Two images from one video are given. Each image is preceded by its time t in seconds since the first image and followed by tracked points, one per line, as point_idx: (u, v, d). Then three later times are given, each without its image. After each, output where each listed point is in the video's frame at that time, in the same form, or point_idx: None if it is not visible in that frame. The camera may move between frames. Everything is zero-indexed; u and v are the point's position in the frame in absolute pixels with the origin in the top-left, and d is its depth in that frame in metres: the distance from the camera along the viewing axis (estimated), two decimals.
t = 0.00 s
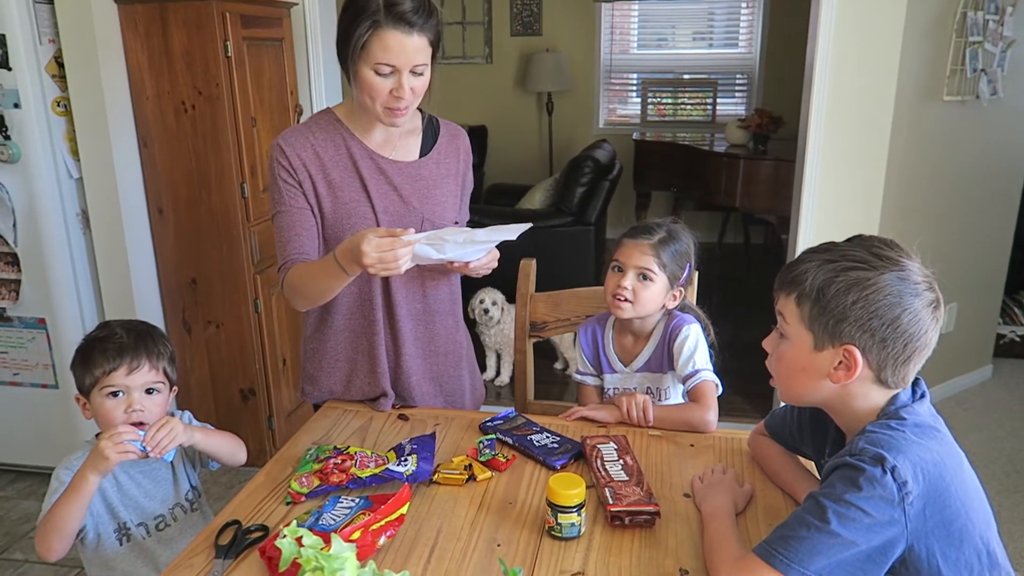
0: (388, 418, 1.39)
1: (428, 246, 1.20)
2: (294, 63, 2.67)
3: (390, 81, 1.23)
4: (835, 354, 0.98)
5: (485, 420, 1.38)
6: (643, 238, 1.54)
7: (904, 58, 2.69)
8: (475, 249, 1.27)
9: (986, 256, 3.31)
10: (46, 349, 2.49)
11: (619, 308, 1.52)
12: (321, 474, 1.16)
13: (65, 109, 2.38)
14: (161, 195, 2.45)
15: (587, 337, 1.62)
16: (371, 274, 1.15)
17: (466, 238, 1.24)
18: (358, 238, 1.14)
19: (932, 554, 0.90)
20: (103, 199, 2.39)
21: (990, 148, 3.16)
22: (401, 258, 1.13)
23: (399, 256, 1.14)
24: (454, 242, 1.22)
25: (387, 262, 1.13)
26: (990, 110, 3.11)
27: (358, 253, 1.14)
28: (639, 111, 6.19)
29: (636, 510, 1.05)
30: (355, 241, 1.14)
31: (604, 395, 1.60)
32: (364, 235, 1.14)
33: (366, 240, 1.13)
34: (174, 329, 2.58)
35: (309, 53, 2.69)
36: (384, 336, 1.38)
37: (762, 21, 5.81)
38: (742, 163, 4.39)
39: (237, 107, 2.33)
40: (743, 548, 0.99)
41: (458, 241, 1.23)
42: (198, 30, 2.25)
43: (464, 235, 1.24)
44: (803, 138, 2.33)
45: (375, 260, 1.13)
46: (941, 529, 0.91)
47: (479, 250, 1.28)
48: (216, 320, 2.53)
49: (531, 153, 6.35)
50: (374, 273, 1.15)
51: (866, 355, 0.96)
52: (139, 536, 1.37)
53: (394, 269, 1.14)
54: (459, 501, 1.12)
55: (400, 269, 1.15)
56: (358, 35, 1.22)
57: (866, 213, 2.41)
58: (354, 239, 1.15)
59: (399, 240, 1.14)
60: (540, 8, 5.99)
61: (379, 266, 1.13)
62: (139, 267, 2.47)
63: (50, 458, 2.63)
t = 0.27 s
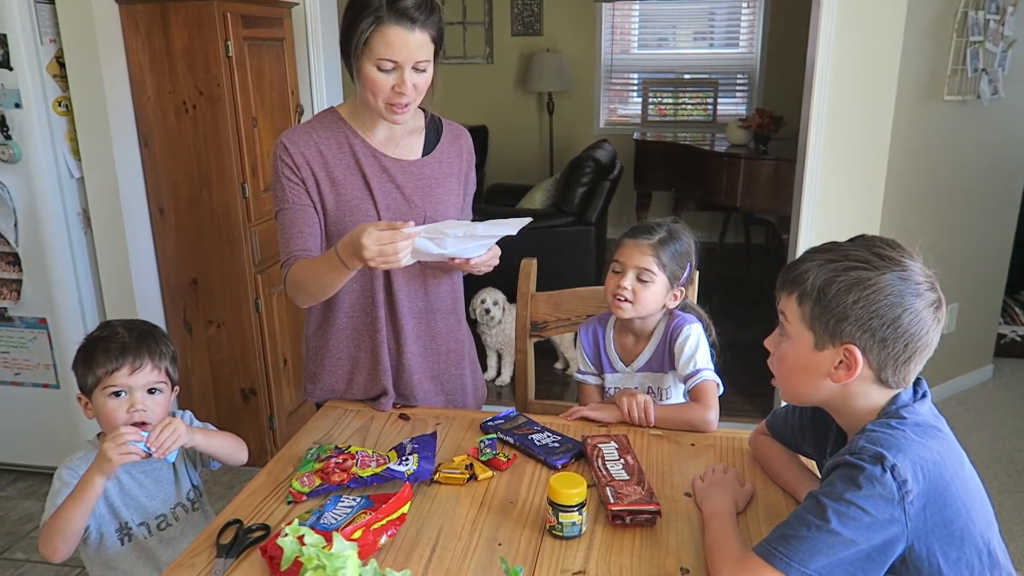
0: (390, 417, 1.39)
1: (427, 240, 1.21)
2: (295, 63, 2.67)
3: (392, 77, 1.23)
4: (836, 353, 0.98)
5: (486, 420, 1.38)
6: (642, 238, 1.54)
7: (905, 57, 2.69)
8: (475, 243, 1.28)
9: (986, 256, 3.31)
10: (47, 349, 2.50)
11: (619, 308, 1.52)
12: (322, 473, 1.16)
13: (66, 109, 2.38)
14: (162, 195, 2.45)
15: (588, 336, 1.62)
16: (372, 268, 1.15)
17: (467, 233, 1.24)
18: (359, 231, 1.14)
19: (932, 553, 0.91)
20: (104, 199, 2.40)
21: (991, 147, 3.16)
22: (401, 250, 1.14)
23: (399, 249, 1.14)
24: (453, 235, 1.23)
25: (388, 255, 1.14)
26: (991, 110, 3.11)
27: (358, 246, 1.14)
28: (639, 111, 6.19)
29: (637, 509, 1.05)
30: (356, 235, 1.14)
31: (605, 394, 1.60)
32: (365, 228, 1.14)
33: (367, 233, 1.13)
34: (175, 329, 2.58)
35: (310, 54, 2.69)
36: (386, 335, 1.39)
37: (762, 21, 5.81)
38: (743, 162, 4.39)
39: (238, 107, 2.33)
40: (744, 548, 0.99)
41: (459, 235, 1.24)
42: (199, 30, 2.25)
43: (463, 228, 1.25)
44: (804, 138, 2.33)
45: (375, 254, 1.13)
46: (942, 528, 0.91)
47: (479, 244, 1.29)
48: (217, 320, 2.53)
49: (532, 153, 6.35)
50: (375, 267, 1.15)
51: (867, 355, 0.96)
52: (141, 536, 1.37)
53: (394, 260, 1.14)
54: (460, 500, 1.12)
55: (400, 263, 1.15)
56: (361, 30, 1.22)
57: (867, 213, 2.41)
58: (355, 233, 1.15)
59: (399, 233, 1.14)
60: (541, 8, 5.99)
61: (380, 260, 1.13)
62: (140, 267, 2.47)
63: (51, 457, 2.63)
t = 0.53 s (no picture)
0: (392, 417, 1.40)
1: (432, 238, 1.21)
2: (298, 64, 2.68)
3: (394, 74, 1.23)
4: (840, 353, 0.98)
5: (488, 419, 1.38)
6: (643, 239, 1.54)
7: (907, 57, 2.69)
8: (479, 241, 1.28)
9: (988, 256, 3.31)
10: (49, 348, 2.50)
11: (618, 308, 1.53)
12: (325, 472, 1.16)
13: (68, 109, 2.38)
14: (164, 195, 2.45)
15: (590, 336, 1.62)
16: (376, 266, 1.15)
17: (470, 230, 1.25)
18: (363, 230, 1.14)
19: (936, 553, 0.91)
20: (107, 198, 2.40)
21: (993, 147, 3.16)
22: (406, 248, 1.14)
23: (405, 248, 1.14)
24: (457, 233, 1.23)
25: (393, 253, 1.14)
26: (993, 110, 3.10)
27: (363, 245, 1.14)
28: (641, 111, 6.19)
29: (640, 509, 1.05)
30: (360, 233, 1.14)
31: (608, 394, 1.60)
32: (369, 226, 1.14)
33: (371, 231, 1.13)
34: (177, 328, 2.58)
35: (312, 54, 2.69)
36: (389, 334, 1.39)
37: (764, 21, 5.81)
38: (745, 162, 4.39)
39: (241, 107, 2.33)
40: (746, 547, 0.99)
41: (463, 233, 1.24)
42: (202, 30, 2.25)
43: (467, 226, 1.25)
44: (807, 138, 2.33)
45: (379, 252, 1.13)
46: (945, 528, 0.91)
47: (483, 242, 1.29)
48: (219, 319, 2.53)
49: (533, 152, 6.35)
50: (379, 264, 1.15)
51: (872, 355, 0.96)
52: (144, 535, 1.37)
53: (400, 260, 1.14)
54: (462, 499, 1.13)
55: (405, 261, 1.15)
56: (365, 24, 1.22)
57: (869, 212, 2.41)
58: (359, 232, 1.15)
59: (404, 232, 1.14)
60: (542, 8, 5.99)
61: (385, 257, 1.13)
62: (142, 266, 2.47)
63: (54, 457, 2.63)
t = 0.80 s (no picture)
0: (393, 417, 1.40)
1: (434, 237, 1.21)
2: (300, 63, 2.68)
3: (408, 77, 1.24)
4: (841, 354, 0.98)
5: (489, 419, 1.38)
6: (644, 240, 1.54)
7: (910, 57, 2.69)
8: (481, 240, 1.28)
9: (990, 257, 3.30)
10: (51, 347, 2.50)
11: (619, 309, 1.52)
12: (325, 472, 1.16)
13: (70, 108, 2.39)
14: (166, 194, 2.45)
15: (592, 336, 1.62)
16: (379, 265, 1.15)
17: (473, 229, 1.24)
18: (365, 228, 1.14)
19: (936, 555, 0.90)
20: (109, 197, 2.40)
21: (996, 148, 3.15)
22: (409, 247, 1.14)
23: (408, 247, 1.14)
24: (459, 232, 1.23)
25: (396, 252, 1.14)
26: (996, 110, 3.10)
27: (365, 243, 1.14)
28: (643, 111, 6.18)
29: (641, 509, 1.05)
30: (362, 231, 1.14)
31: (609, 394, 1.60)
32: (371, 225, 1.14)
33: (374, 230, 1.13)
34: (179, 327, 2.58)
35: (314, 54, 2.69)
36: (390, 334, 1.39)
37: (766, 21, 5.81)
38: (747, 162, 4.39)
39: (243, 106, 2.33)
40: (747, 548, 0.99)
41: (465, 232, 1.24)
42: (205, 30, 2.25)
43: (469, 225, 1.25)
44: (809, 138, 2.32)
45: (382, 251, 1.13)
46: (946, 530, 0.91)
47: (485, 241, 1.29)
48: (221, 318, 2.53)
49: (535, 152, 6.35)
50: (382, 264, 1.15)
51: (873, 356, 0.96)
52: (145, 533, 1.37)
53: (402, 260, 1.14)
54: (463, 499, 1.13)
55: (408, 260, 1.15)
56: (375, 33, 1.21)
57: (871, 213, 2.40)
58: (361, 231, 1.15)
59: (406, 230, 1.14)
60: (545, 8, 5.99)
61: (389, 256, 1.14)
62: (144, 265, 2.48)
63: (55, 455, 2.64)
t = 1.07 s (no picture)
0: (390, 417, 1.39)
1: (431, 237, 1.21)
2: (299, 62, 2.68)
3: (405, 77, 1.23)
4: (840, 355, 0.97)
5: (487, 419, 1.37)
6: (643, 241, 1.53)
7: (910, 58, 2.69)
8: (479, 240, 1.28)
9: (990, 257, 3.30)
10: (49, 346, 2.50)
11: (617, 310, 1.52)
12: (322, 472, 1.16)
13: (69, 107, 2.38)
14: (164, 193, 2.45)
15: (590, 337, 1.61)
16: (377, 264, 1.15)
17: (471, 229, 1.24)
18: (363, 228, 1.13)
19: (935, 557, 0.90)
20: (107, 196, 2.39)
21: (995, 149, 3.15)
22: (407, 246, 1.13)
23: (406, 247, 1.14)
24: (457, 232, 1.23)
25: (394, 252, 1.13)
26: (995, 111, 3.10)
27: (363, 243, 1.13)
28: (643, 111, 6.18)
29: (639, 510, 1.05)
30: (360, 230, 1.14)
31: (607, 395, 1.60)
32: (369, 224, 1.13)
33: (371, 230, 1.12)
34: (177, 327, 2.58)
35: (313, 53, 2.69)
36: (388, 334, 1.38)
37: (766, 21, 5.81)
38: (746, 163, 4.38)
39: (241, 105, 2.33)
40: (745, 549, 0.98)
41: (463, 232, 1.24)
42: (203, 28, 2.25)
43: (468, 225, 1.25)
44: (809, 138, 2.32)
45: (380, 250, 1.13)
46: (946, 531, 0.90)
47: (483, 241, 1.29)
48: (219, 318, 2.53)
49: (534, 152, 6.35)
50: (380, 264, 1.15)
51: (872, 357, 0.96)
52: (142, 532, 1.36)
53: (400, 259, 1.14)
54: (460, 500, 1.12)
55: (405, 260, 1.15)
56: (372, 32, 1.21)
57: (870, 213, 2.40)
58: (359, 230, 1.14)
59: (403, 230, 1.14)
60: (544, 7, 5.98)
61: (387, 256, 1.13)
62: (142, 264, 2.47)
63: (53, 455, 2.63)
